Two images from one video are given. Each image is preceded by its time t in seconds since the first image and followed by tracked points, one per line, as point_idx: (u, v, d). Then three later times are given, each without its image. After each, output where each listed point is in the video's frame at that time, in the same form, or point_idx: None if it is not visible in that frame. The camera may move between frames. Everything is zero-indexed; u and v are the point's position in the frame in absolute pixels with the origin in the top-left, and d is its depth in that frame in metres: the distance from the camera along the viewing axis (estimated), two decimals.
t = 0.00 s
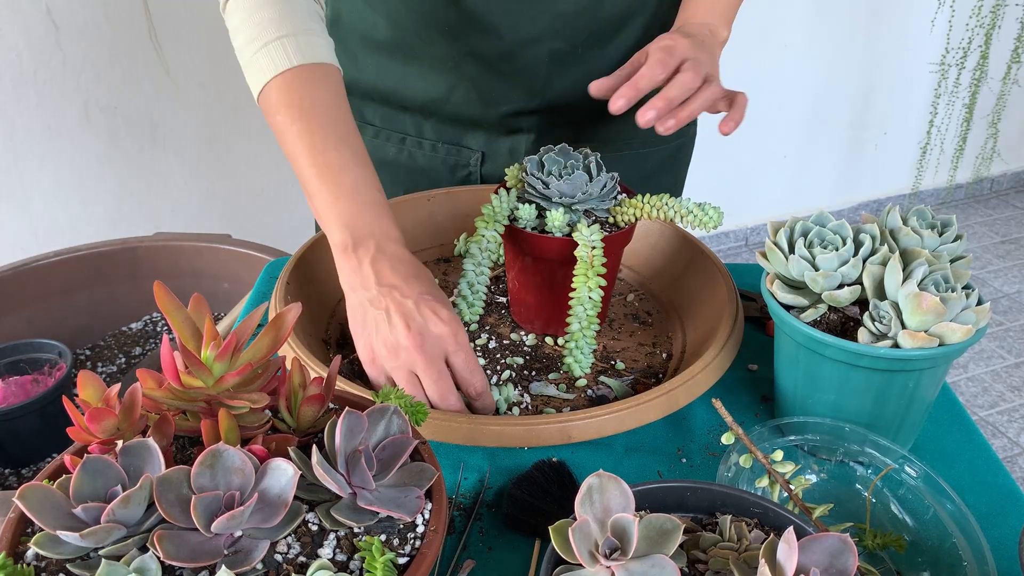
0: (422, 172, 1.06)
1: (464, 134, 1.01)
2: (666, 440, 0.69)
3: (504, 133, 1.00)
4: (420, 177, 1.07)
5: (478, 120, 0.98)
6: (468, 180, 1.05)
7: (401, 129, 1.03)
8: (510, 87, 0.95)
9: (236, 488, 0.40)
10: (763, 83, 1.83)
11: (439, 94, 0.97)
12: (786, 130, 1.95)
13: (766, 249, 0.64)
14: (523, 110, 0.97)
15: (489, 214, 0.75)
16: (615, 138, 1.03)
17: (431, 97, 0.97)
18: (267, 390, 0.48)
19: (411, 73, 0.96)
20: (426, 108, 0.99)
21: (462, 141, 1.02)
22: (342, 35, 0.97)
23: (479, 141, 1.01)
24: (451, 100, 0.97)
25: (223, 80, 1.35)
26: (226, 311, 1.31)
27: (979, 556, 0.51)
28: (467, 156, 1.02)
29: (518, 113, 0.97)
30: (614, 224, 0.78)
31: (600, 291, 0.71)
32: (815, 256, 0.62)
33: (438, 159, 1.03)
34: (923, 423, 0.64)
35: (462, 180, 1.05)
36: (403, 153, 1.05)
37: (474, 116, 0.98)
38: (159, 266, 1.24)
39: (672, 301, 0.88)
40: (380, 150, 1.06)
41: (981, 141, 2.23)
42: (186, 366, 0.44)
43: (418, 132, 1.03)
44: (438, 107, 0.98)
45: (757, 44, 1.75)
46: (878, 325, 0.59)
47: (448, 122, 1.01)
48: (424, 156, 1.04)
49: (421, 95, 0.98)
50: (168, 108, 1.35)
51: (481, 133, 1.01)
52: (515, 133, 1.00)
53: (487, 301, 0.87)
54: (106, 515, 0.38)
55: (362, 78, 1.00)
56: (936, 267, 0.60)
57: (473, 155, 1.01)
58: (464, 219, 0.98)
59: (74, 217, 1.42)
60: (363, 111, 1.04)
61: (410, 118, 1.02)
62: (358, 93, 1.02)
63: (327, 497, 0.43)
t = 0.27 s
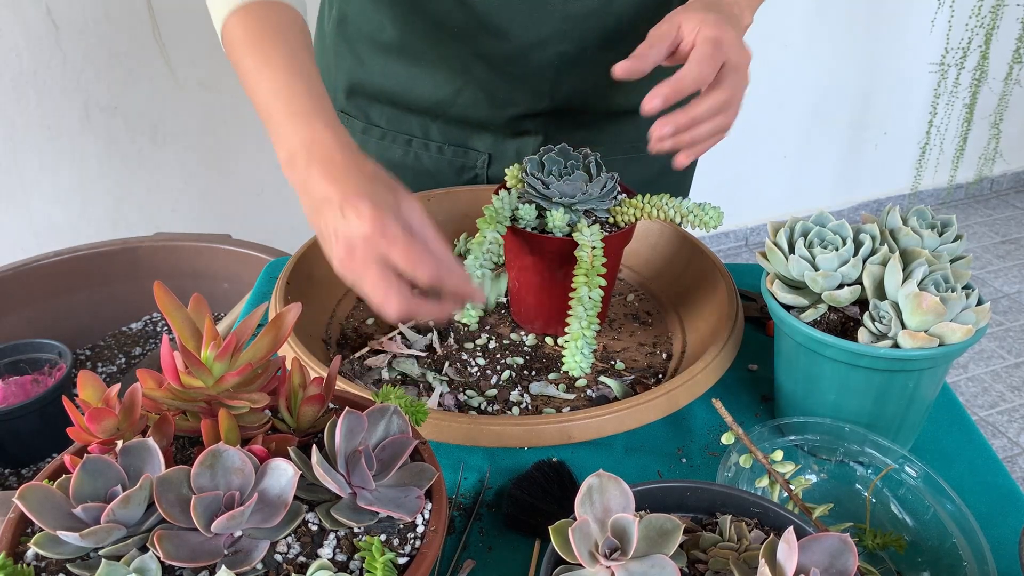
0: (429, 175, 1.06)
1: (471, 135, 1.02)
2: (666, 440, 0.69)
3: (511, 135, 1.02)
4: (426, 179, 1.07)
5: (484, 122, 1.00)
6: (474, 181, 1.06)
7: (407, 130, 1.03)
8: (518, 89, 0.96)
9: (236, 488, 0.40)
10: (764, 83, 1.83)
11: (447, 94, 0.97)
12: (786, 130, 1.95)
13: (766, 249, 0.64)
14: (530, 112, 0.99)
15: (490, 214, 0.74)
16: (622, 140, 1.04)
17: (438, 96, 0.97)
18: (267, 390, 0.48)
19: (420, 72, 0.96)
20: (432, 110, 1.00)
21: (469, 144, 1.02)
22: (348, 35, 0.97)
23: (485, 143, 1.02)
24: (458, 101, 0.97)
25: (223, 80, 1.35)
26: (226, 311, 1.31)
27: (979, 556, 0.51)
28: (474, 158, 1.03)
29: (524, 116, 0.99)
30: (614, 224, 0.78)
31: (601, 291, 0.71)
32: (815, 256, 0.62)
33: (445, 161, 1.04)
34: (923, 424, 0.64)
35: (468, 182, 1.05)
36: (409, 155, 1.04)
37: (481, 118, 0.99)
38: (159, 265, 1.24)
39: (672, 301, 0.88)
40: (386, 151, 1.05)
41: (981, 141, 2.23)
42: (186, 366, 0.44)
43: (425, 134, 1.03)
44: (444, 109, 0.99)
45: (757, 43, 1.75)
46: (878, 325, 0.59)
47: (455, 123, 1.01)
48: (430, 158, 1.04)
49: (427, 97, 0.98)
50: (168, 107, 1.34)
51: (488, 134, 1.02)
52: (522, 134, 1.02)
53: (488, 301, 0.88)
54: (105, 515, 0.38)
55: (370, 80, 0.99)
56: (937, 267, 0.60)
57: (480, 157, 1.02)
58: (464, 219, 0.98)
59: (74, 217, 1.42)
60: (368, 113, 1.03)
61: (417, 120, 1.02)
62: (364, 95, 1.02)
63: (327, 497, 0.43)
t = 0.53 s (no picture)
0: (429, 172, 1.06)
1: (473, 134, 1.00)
2: (666, 440, 0.69)
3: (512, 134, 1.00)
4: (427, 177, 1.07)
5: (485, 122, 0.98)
6: (472, 178, 1.06)
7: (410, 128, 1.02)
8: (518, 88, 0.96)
9: (236, 488, 0.40)
10: (763, 83, 1.83)
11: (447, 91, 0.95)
12: (786, 130, 1.95)
13: (766, 249, 0.64)
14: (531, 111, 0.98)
15: (490, 213, 0.74)
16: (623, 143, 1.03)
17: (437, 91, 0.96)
18: (267, 390, 0.48)
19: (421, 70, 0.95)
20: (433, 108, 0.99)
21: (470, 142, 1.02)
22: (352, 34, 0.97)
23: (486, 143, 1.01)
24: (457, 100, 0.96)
25: (223, 80, 1.35)
26: (226, 310, 1.31)
27: (979, 556, 0.51)
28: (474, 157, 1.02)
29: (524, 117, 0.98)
30: (614, 224, 0.78)
31: (600, 291, 0.71)
32: (815, 256, 0.62)
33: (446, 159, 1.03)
34: (923, 424, 0.64)
35: (467, 180, 1.05)
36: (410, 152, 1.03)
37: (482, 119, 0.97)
38: (159, 265, 1.24)
39: (672, 301, 0.88)
40: (387, 147, 1.03)
41: (981, 141, 2.23)
42: (185, 365, 0.44)
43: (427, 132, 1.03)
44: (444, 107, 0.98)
45: (757, 43, 1.74)
46: (878, 325, 0.59)
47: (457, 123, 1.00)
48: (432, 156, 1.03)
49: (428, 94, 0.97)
50: (167, 107, 1.34)
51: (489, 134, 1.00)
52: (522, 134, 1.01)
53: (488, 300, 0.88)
54: (106, 515, 0.38)
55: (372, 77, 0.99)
56: (936, 267, 0.60)
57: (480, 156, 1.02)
58: (464, 220, 0.98)
59: (74, 217, 1.42)
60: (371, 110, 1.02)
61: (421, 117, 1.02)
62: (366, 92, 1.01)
63: (327, 497, 0.43)
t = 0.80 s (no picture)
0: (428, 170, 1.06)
1: (470, 132, 1.01)
2: (666, 440, 0.69)
3: (508, 133, 1.00)
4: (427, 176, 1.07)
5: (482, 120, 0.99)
6: (471, 178, 1.05)
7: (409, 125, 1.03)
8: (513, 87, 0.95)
9: (236, 488, 0.40)
10: (763, 83, 1.83)
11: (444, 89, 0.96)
12: (786, 131, 1.95)
13: (766, 249, 0.64)
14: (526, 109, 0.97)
15: (491, 214, 0.74)
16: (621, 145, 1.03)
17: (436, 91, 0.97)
18: (267, 390, 0.48)
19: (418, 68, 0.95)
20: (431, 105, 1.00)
21: (468, 140, 1.02)
22: (354, 32, 0.98)
23: (485, 140, 1.01)
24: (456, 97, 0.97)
25: (223, 80, 1.35)
26: (226, 310, 1.31)
27: (979, 556, 0.51)
28: (472, 155, 1.02)
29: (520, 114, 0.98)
30: (614, 224, 0.78)
31: (601, 291, 0.71)
32: (815, 256, 0.62)
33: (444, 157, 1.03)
34: (923, 424, 0.64)
35: (467, 180, 1.05)
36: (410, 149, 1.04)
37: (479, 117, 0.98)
38: (159, 265, 1.24)
39: (672, 301, 0.88)
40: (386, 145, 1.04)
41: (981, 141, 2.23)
42: (185, 365, 0.44)
43: (425, 128, 1.03)
44: (443, 104, 0.99)
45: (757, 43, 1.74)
46: (878, 325, 0.59)
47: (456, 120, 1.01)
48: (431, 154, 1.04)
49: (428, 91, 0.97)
50: (167, 107, 1.34)
51: (487, 132, 1.00)
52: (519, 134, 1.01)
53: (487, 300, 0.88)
54: (106, 515, 0.38)
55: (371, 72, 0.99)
56: (936, 267, 0.60)
57: (478, 154, 1.02)
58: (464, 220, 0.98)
59: (74, 217, 1.42)
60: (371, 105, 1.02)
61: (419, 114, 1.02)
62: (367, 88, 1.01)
63: (327, 497, 0.43)
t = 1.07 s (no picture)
0: (428, 169, 1.06)
1: (469, 132, 1.01)
2: (666, 440, 0.69)
3: (507, 133, 1.01)
4: (426, 174, 1.07)
5: (481, 118, 1.00)
6: (471, 177, 1.05)
7: (408, 124, 1.03)
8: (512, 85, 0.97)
9: (236, 489, 0.40)
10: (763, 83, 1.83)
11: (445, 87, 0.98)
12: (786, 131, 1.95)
13: (766, 249, 0.64)
14: (524, 109, 0.99)
15: (491, 213, 0.74)
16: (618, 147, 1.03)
17: (435, 91, 0.98)
18: (267, 390, 0.48)
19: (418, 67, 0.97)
20: (431, 103, 1.00)
21: (467, 140, 1.01)
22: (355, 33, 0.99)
23: (484, 140, 1.01)
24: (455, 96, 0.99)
25: (224, 81, 1.35)
26: (226, 311, 1.31)
27: (979, 556, 0.51)
28: (471, 155, 1.02)
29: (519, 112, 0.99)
30: (614, 224, 0.78)
31: (601, 291, 0.71)
32: (815, 256, 0.62)
33: (443, 157, 1.03)
34: (923, 424, 0.64)
35: (466, 179, 1.05)
36: (409, 148, 1.04)
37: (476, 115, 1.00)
38: (159, 265, 1.24)
39: (672, 301, 0.88)
40: (386, 144, 1.05)
41: (981, 140, 2.23)
42: (185, 365, 0.44)
43: (425, 128, 1.03)
44: (443, 102, 1.00)
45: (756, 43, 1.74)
46: (878, 325, 0.59)
47: (454, 119, 1.01)
48: (430, 153, 1.04)
49: (427, 90, 0.98)
50: (168, 107, 1.34)
51: (487, 132, 1.01)
52: (518, 134, 1.01)
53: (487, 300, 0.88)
54: (106, 515, 0.38)
55: (372, 70, 0.99)
56: (936, 267, 0.60)
57: (477, 154, 1.01)
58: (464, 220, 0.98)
59: (74, 217, 1.42)
60: (371, 103, 1.04)
61: (418, 114, 1.02)
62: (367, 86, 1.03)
63: (327, 497, 0.43)
